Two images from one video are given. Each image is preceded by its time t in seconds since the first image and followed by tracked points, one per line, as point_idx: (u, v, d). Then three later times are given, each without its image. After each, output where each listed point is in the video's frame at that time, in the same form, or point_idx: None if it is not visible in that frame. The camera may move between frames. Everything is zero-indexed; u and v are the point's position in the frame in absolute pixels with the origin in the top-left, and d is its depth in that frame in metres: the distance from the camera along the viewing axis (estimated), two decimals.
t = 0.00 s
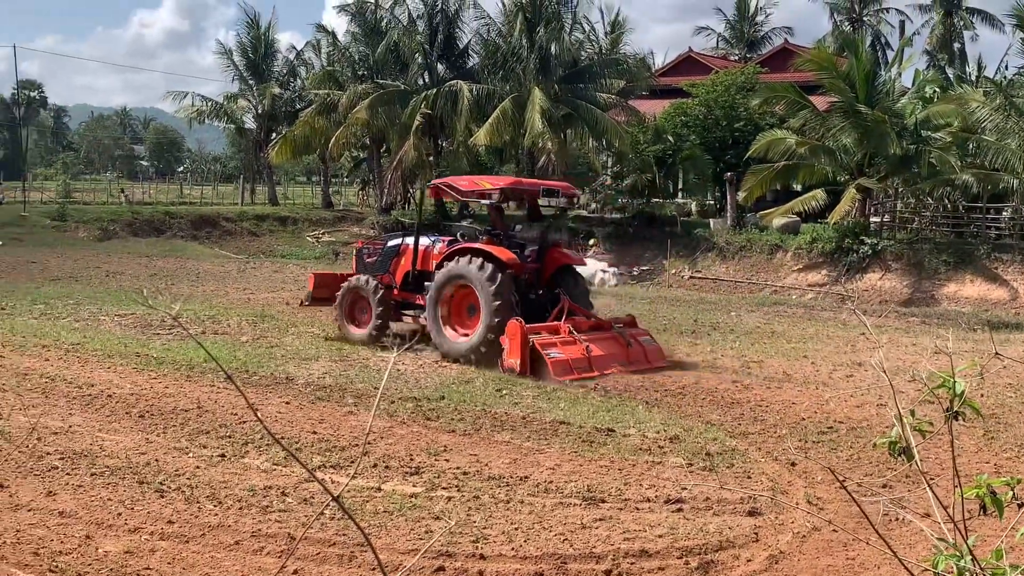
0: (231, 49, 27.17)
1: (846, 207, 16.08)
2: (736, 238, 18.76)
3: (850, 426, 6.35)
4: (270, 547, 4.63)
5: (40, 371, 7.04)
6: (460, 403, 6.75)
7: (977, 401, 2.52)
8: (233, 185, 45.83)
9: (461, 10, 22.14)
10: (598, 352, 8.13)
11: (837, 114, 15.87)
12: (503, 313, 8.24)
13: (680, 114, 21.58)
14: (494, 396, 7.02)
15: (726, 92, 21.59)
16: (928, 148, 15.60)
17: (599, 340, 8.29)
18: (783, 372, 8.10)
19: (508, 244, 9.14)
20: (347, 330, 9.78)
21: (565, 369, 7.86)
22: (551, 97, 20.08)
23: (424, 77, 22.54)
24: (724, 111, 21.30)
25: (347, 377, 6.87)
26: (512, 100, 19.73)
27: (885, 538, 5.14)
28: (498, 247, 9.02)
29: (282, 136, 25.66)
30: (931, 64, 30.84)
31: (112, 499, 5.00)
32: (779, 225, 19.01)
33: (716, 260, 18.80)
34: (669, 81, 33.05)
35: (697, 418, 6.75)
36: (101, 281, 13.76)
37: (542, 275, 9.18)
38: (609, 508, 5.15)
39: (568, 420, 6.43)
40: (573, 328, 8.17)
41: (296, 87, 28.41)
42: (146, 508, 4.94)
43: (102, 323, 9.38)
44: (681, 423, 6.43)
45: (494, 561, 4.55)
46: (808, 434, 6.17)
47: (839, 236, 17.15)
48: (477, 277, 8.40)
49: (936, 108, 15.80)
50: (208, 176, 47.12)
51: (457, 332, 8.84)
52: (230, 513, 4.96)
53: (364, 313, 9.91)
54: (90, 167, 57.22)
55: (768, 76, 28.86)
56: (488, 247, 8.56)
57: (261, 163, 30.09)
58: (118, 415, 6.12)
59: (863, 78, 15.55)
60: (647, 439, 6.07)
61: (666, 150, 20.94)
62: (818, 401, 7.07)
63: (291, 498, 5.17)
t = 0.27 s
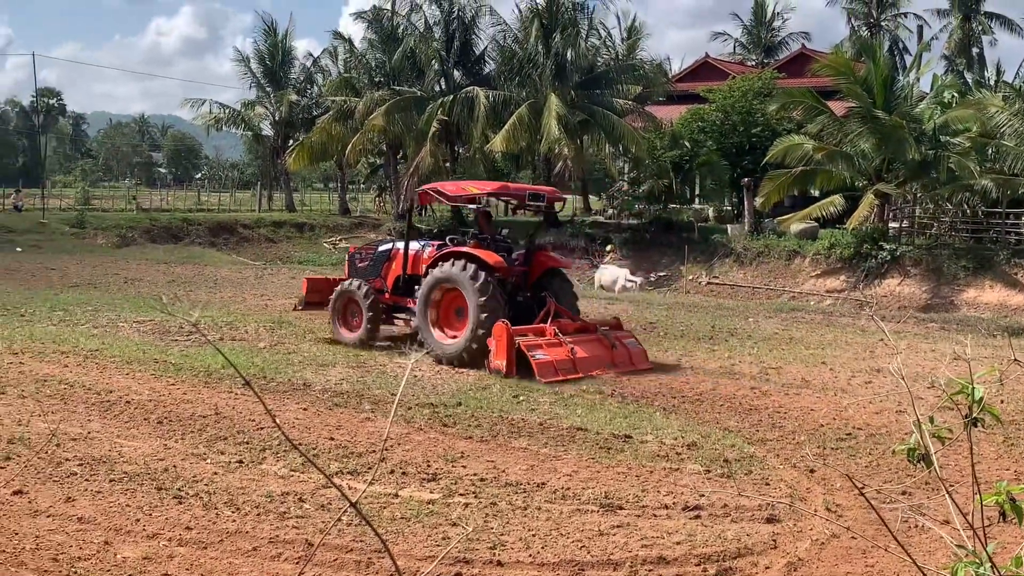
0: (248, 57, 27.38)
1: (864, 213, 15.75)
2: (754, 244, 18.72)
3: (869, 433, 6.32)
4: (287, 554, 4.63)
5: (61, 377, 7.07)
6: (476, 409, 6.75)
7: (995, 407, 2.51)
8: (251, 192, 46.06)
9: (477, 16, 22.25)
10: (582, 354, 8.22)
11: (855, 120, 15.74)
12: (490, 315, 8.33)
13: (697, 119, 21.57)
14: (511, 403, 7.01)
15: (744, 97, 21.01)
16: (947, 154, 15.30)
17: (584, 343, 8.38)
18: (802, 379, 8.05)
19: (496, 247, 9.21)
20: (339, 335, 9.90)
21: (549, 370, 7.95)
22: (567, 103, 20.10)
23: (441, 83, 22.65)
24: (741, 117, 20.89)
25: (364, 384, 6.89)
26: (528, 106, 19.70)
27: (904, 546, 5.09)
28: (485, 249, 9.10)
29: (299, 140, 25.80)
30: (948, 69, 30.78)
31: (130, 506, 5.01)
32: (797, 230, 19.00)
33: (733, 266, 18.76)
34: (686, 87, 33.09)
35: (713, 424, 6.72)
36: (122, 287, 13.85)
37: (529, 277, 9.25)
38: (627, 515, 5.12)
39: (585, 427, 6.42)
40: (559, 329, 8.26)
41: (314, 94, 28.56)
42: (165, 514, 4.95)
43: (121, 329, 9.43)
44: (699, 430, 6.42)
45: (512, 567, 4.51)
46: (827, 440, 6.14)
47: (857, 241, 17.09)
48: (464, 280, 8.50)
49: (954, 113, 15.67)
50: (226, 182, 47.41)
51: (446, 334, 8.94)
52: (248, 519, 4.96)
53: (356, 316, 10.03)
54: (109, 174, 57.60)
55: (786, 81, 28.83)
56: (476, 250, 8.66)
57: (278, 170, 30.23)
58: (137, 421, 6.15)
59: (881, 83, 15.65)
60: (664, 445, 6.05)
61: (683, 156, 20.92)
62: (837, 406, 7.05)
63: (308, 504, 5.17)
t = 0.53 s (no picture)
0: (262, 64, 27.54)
1: (881, 214, 15.73)
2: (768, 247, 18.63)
3: (885, 436, 6.30)
4: (303, 559, 4.62)
5: (77, 384, 7.09)
6: (491, 413, 6.75)
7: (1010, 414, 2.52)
8: (264, 198, 46.18)
9: (489, 21, 22.26)
10: (563, 355, 8.38)
11: (869, 121, 15.83)
12: (472, 316, 8.60)
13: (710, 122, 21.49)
14: (526, 407, 7.01)
15: (756, 100, 20.98)
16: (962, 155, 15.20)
17: (565, 344, 8.55)
18: (818, 382, 8.01)
19: (480, 249, 9.46)
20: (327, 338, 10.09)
21: (529, 369, 8.13)
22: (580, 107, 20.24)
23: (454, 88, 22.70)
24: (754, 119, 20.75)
25: (379, 389, 6.90)
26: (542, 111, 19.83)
27: (920, 549, 5.05)
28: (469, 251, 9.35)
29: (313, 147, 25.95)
30: (962, 71, 30.73)
31: (147, 512, 5.01)
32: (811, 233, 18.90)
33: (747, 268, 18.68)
34: (699, 91, 33.13)
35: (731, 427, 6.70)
36: (138, 294, 13.90)
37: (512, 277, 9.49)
38: (642, 519, 5.09)
39: (601, 431, 6.41)
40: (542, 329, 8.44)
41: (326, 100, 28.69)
42: (181, 520, 4.95)
43: (136, 335, 9.46)
44: (715, 433, 6.40)
45: (527, 574, 4.48)
46: (843, 443, 6.13)
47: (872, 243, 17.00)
48: (448, 282, 8.77)
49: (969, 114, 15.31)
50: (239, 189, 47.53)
51: (432, 335, 9.22)
52: (263, 525, 4.96)
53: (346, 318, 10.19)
54: (123, 182, 57.98)
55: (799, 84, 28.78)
56: (459, 252, 8.93)
57: (292, 176, 30.33)
58: (153, 427, 6.16)
59: (895, 84, 15.66)
60: (680, 449, 6.03)
61: (695, 159, 20.55)
62: (853, 409, 7.02)
63: (324, 510, 5.16)
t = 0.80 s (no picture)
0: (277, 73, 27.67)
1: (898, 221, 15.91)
2: (784, 255, 18.57)
3: (902, 443, 6.28)
4: (319, 568, 4.61)
5: (94, 394, 7.11)
6: (507, 422, 6.75)
7: None
8: (279, 207, 46.31)
9: (503, 30, 22.23)
10: (545, 359, 8.55)
11: (885, 128, 15.69)
12: (457, 322, 8.85)
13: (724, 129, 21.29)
14: (541, 415, 6.99)
15: (772, 108, 21.07)
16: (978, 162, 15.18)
17: (548, 348, 8.71)
18: (835, 390, 7.96)
19: (466, 255, 9.67)
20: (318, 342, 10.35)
21: (510, 374, 8.32)
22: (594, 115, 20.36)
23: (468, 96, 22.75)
24: (770, 126, 20.79)
25: (395, 398, 6.91)
26: (556, 119, 19.85)
27: (939, 557, 5.00)
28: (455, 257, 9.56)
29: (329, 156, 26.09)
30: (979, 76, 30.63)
31: (163, 521, 5.01)
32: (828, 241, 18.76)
33: (764, 276, 18.63)
34: (714, 97, 33.16)
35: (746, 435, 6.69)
36: (155, 303, 13.96)
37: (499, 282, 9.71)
38: (659, 528, 5.06)
39: (617, 439, 6.39)
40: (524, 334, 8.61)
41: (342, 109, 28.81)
42: (198, 529, 4.95)
43: (153, 345, 9.51)
44: (731, 442, 6.38)
45: None
46: (860, 451, 6.10)
47: (889, 250, 16.89)
48: (434, 289, 9.03)
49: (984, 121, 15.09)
50: (255, 198, 47.69)
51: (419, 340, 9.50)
52: (280, 534, 4.95)
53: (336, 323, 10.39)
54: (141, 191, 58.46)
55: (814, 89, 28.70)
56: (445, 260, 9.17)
57: (307, 184, 30.45)
58: (169, 436, 6.18)
59: (911, 91, 15.32)
60: (697, 457, 6.01)
61: (711, 167, 20.31)
62: (870, 417, 6.99)
63: (340, 518, 5.16)
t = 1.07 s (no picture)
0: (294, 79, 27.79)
1: (917, 224, 15.74)
2: (802, 259, 18.33)
3: (922, 448, 6.25)
4: (337, 572, 4.59)
5: (113, 398, 7.15)
6: (524, 426, 6.74)
7: None
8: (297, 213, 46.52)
9: (520, 34, 22.22)
10: (532, 359, 8.62)
11: (904, 131, 15.61)
12: (446, 322, 8.92)
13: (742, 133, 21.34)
14: (558, 420, 6.98)
15: (789, 111, 21.05)
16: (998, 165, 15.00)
17: (534, 348, 8.78)
18: (854, 395, 7.92)
19: (457, 256, 9.77)
20: (313, 344, 10.50)
21: (496, 373, 8.39)
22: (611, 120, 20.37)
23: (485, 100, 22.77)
24: (788, 129, 20.79)
25: (412, 402, 6.94)
26: (573, 123, 19.85)
27: (958, 564, 4.94)
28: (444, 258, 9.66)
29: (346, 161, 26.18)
30: (999, 80, 30.43)
31: (182, 525, 5.02)
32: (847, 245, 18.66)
33: (782, 280, 18.39)
34: (731, 101, 33.14)
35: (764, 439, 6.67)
36: (172, 307, 14.02)
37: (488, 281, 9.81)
38: (677, 533, 5.03)
39: (634, 444, 6.38)
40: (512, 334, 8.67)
41: (358, 114, 28.93)
42: (216, 533, 4.95)
43: (171, 349, 9.54)
44: (750, 446, 6.36)
45: None
46: (879, 456, 6.07)
47: (908, 254, 16.62)
48: (425, 288, 9.10)
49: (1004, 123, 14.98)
50: (272, 203, 47.97)
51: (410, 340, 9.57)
52: (298, 538, 4.94)
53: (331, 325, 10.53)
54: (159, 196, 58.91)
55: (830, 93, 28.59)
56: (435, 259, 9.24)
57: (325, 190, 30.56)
58: (188, 441, 6.21)
59: (930, 93, 15.38)
60: (715, 462, 5.99)
61: (729, 170, 20.42)
62: (888, 422, 6.96)
63: (358, 523, 5.15)
